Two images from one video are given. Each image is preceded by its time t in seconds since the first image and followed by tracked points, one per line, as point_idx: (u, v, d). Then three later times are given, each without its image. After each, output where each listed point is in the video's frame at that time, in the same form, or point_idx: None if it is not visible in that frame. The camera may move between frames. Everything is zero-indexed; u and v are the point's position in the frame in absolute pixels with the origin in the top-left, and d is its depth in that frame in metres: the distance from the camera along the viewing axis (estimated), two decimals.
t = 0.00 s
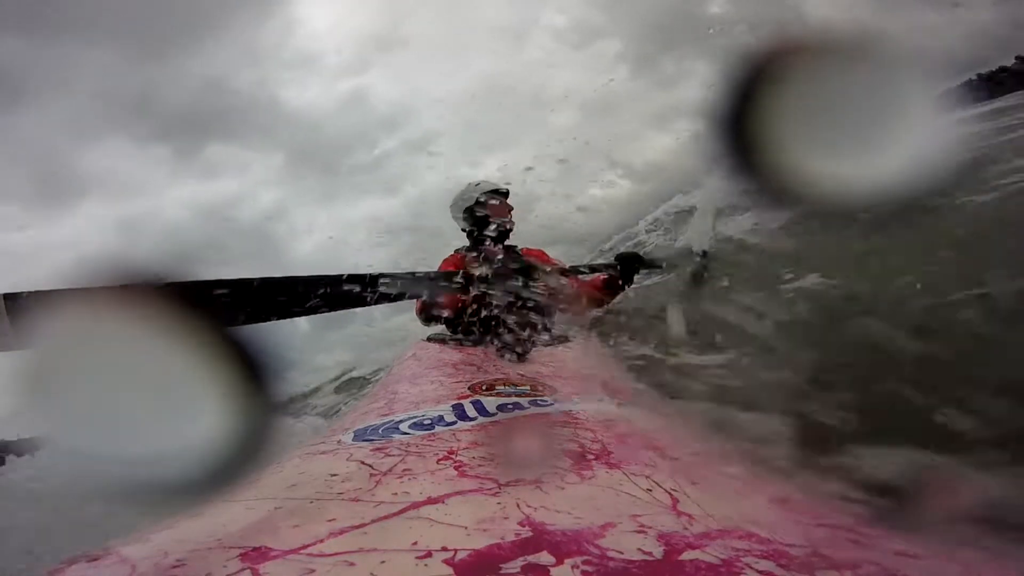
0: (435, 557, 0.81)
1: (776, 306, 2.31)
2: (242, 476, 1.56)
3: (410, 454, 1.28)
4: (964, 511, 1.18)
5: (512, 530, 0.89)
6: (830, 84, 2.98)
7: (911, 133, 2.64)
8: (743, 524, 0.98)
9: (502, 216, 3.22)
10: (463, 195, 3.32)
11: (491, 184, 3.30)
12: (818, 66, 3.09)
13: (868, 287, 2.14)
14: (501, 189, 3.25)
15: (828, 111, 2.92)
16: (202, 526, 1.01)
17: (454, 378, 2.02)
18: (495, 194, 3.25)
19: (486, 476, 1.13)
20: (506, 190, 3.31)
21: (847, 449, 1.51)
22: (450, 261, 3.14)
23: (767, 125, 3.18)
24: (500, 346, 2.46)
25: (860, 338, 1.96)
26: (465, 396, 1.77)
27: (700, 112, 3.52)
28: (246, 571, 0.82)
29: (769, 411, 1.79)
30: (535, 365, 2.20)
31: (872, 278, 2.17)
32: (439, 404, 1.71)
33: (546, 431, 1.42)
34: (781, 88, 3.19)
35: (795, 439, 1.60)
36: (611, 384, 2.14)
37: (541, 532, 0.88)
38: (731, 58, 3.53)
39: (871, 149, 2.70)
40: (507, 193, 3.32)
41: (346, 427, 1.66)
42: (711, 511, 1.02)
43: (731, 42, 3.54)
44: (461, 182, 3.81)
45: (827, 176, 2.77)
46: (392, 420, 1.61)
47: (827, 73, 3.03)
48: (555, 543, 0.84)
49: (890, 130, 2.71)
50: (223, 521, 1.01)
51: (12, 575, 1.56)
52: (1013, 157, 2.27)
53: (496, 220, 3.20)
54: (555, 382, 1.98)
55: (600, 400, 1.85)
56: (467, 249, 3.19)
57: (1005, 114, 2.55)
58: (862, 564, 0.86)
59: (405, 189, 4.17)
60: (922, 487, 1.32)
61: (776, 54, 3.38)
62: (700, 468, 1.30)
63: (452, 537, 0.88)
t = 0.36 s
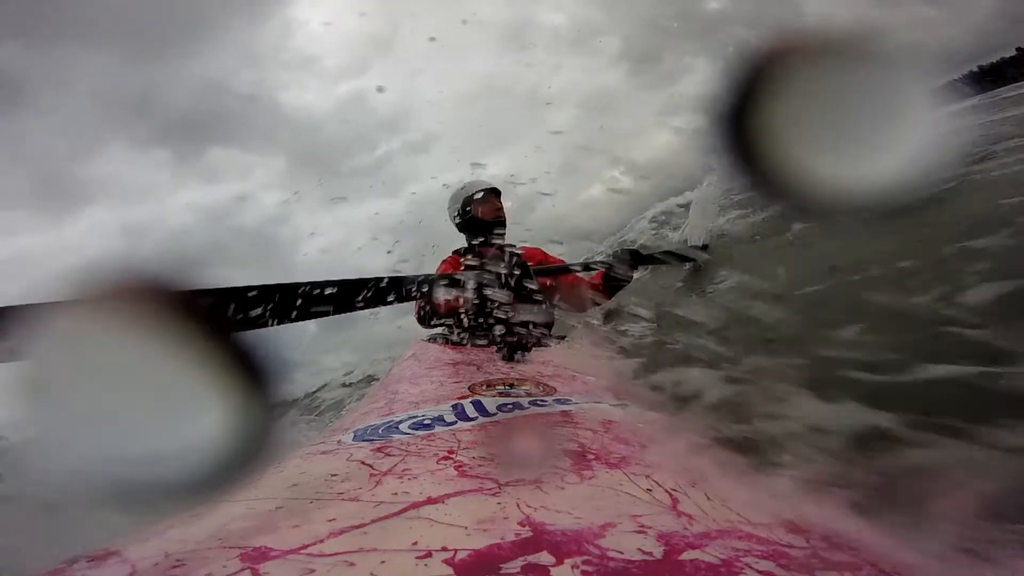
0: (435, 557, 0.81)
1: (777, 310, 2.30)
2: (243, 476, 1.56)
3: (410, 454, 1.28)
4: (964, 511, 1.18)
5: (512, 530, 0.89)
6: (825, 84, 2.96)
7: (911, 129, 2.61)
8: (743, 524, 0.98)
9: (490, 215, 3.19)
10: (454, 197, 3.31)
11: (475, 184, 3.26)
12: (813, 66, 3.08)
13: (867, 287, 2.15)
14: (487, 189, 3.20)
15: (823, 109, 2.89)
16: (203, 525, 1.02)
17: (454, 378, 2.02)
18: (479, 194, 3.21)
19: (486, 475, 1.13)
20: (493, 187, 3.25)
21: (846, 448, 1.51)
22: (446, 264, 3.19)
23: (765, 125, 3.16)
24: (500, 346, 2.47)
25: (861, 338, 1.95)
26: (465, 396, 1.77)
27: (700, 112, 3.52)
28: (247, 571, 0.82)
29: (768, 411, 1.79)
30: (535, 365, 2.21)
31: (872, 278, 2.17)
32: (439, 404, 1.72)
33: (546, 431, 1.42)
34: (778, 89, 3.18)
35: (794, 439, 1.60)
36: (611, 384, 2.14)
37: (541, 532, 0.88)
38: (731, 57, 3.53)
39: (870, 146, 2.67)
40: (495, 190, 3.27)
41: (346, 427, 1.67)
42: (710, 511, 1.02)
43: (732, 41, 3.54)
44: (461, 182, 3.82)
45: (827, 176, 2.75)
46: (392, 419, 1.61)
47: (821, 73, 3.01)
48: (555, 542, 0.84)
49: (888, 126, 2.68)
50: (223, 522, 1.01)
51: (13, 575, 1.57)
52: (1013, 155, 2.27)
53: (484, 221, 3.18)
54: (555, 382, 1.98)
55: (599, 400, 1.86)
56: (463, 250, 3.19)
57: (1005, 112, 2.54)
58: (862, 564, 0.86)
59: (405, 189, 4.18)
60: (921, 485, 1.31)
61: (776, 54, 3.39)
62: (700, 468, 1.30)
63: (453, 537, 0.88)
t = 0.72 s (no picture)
0: (435, 557, 0.81)
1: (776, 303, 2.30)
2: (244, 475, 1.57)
3: (410, 454, 1.28)
4: (965, 512, 1.18)
5: (512, 530, 0.89)
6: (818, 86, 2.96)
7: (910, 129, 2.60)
8: (743, 524, 0.98)
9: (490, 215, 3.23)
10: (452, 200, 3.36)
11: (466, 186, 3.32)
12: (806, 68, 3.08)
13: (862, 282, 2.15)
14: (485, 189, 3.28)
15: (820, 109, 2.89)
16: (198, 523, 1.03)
17: (454, 378, 2.02)
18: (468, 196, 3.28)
19: (486, 475, 1.13)
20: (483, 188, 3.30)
21: (848, 449, 1.51)
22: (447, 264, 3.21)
23: (764, 130, 3.16)
24: (500, 345, 2.46)
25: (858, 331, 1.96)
26: (465, 396, 1.77)
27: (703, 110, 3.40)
28: (247, 571, 0.82)
29: (769, 411, 1.79)
30: (535, 365, 2.21)
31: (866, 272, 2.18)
32: (439, 404, 1.71)
33: (547, 431, 1.42)
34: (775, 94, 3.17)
35: (794, 439, 1.60)
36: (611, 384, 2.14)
37: (541, 532, 0.88)
38: (733, 53, 3.51)
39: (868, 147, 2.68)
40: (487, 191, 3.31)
41: (346, 427, 1.66)
42: (710, 511, 1.02)
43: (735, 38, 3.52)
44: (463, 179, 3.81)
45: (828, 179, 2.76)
46: (392, 420, 1.61)
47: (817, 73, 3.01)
48: (555, 543, 0.84)
49: (887, 125, 2.68)
50: (223, 522, 1.00)
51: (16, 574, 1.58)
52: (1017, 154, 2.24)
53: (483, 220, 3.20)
54: (556, 382, 1.98)
55: (600, 400, 1.85)
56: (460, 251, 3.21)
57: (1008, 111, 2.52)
58: (863, 564, 0.86)
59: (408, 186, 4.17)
60: (922, 484, 1.31)
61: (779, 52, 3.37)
62: (700, 468, 1.30)
63: (453, 537, 0.88)
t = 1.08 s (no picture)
0: (435, 557, 0.82)
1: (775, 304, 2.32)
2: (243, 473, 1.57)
3: (411, 454, 1.28)
4: (965, 511, 1.18)
5: (512, 530, 0.89)
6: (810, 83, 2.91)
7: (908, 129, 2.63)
8: (743, 524, 0.98)
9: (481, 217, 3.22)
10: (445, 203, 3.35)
11: (457, 187, 3.31)
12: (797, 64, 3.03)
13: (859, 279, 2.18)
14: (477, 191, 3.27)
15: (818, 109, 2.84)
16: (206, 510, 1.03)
17: (454, 378, 2.02)
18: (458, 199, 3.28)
19: (487, 475, 1.13)
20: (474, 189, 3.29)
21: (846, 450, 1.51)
22: (441, 268, 3.19)
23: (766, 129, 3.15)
24: (500, 345, 2.46)
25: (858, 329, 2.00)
26: (465, 396, 1.76)
27: (705, 108, 3.38)
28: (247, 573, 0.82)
29: (768, 414, 1.79)
30: (535, 365, 2.20)
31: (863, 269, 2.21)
32: (439, 404, 1.71)
33: (547, 430, 1.42)
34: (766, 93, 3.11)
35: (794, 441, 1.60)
36: (612, 384, 2.14)
37: (541, 532, 0.88)
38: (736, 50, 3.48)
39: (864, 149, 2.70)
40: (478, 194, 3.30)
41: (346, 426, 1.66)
42: (710, 510, 1.02)
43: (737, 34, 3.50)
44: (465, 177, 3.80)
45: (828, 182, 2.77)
46: (392, 419, 1.61)
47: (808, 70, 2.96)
48: (554, 542, 0.84)
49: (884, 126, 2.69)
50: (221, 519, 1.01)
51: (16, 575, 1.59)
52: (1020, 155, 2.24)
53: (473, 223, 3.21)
54: (556, 382, 1.98)
55: (599, 401, 1.85)
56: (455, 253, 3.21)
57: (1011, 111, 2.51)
58: (863, 564, 0.86)
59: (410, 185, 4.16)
60: (921, 485, 1.31)
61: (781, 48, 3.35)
62: (700, 468, 1.30)
63: (453, 536, 0.88)
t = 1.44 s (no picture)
0: (435, 557, 0.82)
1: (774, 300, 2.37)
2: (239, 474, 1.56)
3: (410, 454, 1.28)
4: (965, 511, 1.18)
5: (512, 530, 0.89)
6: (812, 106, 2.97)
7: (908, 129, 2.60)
8: (743, 524, 0.98)
9: (474, 215, 3.25)
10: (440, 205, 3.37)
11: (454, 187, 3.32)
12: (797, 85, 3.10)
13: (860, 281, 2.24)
14: (470, 191, 3.30)
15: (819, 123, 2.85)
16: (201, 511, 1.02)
17: (454, 378, 2.01)
18: (453, 200, 3.29)
19: (487, 475, 1.13)
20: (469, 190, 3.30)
21: (847, 451, 1.50)
22: (440, 268, 3.21)
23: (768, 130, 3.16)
24: (500, 345, 2.46)
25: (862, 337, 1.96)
26: (465, 396, 1.76)
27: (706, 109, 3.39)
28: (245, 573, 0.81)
29: (768, 414, 1.79)
30: (536, 365, 2.20)
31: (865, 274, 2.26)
32: (440, 404, 1.71)
33: (547, 431, 1.42)
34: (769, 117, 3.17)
35: (794, 441, 1.60)
36: (612, 384, 2.14)
37: (541, 532, 0.88)
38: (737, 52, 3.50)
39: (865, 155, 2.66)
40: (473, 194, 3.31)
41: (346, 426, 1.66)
42: (711, 511, 1.02)
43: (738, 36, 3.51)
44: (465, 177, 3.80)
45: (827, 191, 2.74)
46: (392, 419, 1.60)
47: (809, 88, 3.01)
48: (555, 543, 0.84)
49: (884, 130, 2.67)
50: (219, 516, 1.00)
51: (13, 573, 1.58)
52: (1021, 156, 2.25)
53: (468, 221, 3.23)
54: (556, 382, 1.98)
55: (600, 401, 1.85)
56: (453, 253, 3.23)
57: (1010, 118, 2.53)
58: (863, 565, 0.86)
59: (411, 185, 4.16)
60: (921, 485, 1.31)
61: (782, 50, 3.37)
62: (700, 468, 1.30)
63: (453, 536, 0.88)
